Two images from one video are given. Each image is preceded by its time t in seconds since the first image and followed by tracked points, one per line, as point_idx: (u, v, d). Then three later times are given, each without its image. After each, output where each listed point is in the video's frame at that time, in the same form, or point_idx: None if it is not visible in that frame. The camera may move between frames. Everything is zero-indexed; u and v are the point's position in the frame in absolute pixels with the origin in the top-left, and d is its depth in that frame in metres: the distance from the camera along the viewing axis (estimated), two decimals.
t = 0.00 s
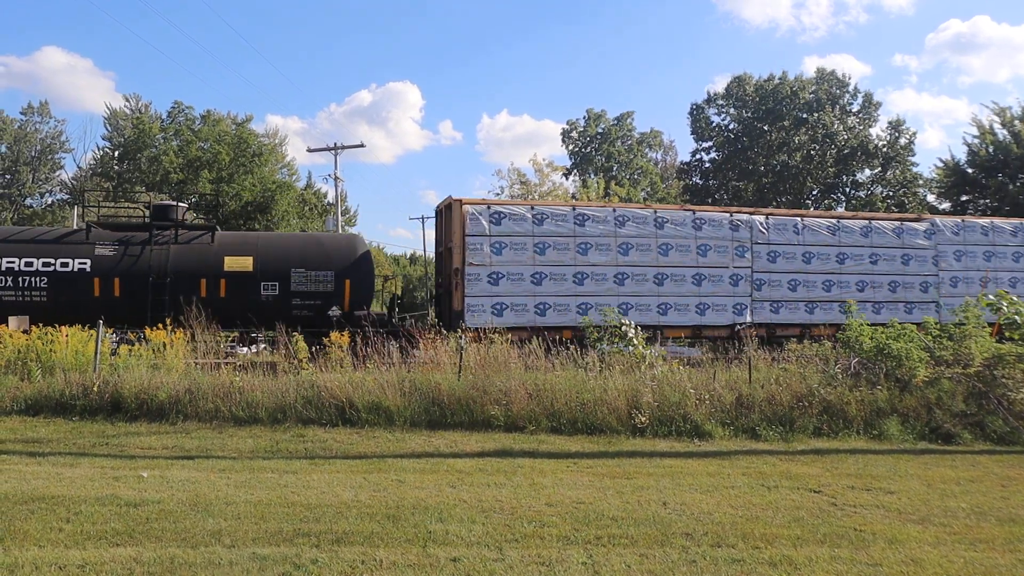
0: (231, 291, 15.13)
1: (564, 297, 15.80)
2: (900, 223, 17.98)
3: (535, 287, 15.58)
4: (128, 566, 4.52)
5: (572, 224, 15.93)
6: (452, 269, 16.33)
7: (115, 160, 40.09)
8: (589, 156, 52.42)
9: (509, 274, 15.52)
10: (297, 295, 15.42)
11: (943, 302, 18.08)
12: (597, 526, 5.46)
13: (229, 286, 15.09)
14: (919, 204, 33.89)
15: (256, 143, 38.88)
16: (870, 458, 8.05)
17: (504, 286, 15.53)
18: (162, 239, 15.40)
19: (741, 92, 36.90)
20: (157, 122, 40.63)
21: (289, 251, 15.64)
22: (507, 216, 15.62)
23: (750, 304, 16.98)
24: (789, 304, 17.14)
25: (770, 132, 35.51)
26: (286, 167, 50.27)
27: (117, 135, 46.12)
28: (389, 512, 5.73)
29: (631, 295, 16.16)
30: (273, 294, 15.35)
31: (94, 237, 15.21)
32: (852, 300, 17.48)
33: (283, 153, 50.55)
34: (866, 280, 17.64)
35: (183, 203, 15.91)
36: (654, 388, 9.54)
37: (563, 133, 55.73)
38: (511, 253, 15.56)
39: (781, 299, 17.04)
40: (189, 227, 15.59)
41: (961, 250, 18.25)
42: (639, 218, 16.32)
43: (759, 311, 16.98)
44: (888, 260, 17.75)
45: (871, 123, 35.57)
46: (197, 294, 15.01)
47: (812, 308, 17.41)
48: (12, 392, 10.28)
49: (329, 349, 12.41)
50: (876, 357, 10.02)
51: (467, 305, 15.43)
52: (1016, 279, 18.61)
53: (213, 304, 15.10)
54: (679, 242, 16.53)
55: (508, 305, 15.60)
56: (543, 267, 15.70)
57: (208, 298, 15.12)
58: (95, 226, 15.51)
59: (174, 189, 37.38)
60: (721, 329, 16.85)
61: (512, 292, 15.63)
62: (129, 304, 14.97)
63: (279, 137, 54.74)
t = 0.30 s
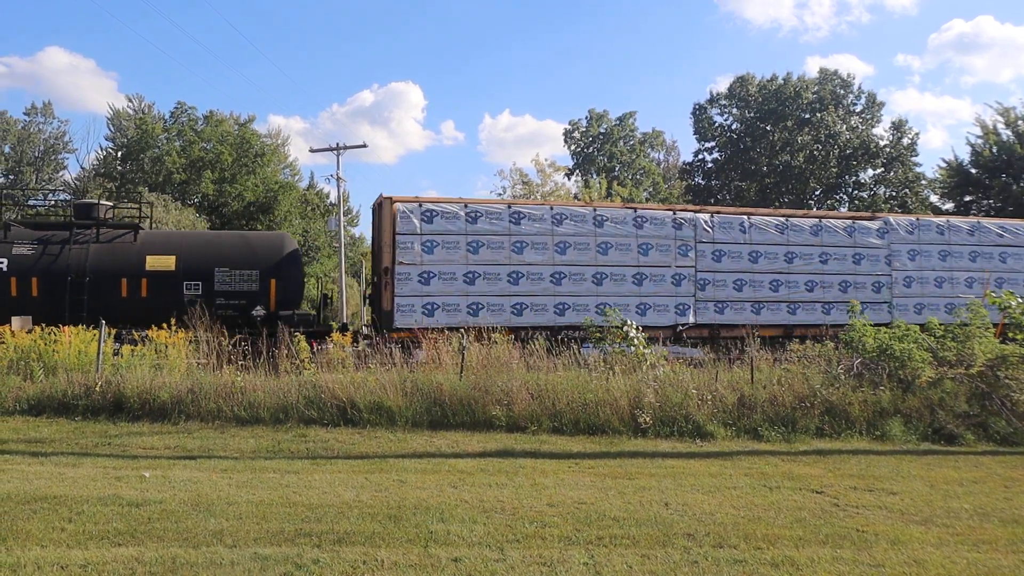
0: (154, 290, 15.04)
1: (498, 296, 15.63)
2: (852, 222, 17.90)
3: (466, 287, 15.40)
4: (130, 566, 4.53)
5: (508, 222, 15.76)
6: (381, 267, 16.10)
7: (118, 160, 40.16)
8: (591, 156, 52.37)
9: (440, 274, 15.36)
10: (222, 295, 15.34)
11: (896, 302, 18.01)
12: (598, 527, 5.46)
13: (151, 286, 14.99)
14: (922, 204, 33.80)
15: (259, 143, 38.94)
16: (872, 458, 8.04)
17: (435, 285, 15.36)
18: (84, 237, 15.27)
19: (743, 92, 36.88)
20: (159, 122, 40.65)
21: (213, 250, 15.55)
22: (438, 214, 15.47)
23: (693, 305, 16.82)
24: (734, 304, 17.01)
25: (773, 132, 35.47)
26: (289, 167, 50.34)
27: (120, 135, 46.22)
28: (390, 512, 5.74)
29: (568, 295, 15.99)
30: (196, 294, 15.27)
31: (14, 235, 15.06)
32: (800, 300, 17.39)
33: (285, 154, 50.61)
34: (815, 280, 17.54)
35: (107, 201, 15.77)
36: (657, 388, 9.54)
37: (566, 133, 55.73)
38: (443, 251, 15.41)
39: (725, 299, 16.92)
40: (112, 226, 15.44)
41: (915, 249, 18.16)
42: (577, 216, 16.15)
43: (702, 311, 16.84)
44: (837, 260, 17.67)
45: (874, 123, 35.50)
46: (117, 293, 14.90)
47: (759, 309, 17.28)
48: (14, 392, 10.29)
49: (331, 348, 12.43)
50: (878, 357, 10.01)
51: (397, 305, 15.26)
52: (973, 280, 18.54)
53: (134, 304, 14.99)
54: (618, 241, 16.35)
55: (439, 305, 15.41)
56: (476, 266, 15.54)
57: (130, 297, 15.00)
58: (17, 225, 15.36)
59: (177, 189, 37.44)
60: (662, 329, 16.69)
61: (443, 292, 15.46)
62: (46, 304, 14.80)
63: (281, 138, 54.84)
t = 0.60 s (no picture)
0: (70, 289, 15.03)
1: (427, 296, 15.53)
2: (800, 220, 17.75)
3: (395, 286, 15.32)
4: (131, 566, 4.52)
5: (438, 220, 15.67)
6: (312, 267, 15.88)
7: (119, 160, 40.17)
8: (592, 156, 52.37)
9: (368, 273, 15.27)
10: (143, 294, 15.35)
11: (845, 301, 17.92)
12: (600, 527, 5.45)
13: (67, 285, 14.98)
14: (923, 203, 33.77)
15: (259, 143, 38.98)
16: (873, 458, 8.04)
17: (363, 284, 15.28)
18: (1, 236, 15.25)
19: (744, 92, 36.92)
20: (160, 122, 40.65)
21: (133, 249, 15.53)
22: (367, 211, 15.37)
23: (631, 304, 16.66)
24: (674, 304, 16.88)
25: (774, 132, 35.50)
26: (290, 167, 50.39)
27: (121, 136, 46.26)
28: (391, 512, 5.74)
29: (501, 294, 15.87)
30: (115, 293, 15.24)
31: None
32: (743, 299, 17.26)
33: (286, 154, 50.66)
34: (760, 279, 17.40)
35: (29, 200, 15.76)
36: (658, 388, 9.54)
37: (566, 133, 55.75)
38: (371, 250, 15.30)
39: (665, 299, 16.75)
40: (31, 226, 15.44)
41: (866, 248, 18.07)
42: (511, 214, 15.99)
43: (641, 311, 16.71)
44: (784, 258, 17.54)
45: (874, 122, 35.48)
46: (34, 292, 14.90)
47: (701, 308, 17.13)
48: (14, 391, 10.29)
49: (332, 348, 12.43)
50: (879, 357, 10.02)
51: (323, 304, 15.17)
52: (925, 279, 18.45)
53: (51, 302, 14.98)
54: (553, 239, 16.19)
55: (367, 305, 15.33)
56: (404, 264, 15.44)
57: (47, 297, 15.00)
58: None
59: (178, 189, 37.46)
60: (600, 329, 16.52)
61: (372, 290, 15.38)
62: None
63: (282, 138, 54.94)
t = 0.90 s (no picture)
0: None
1: (353, 295, 15.28)
2: (746, 218, 17.35)
3: (320, 285, 15.08)
4: (133, 565, 4.53)
5: (367, 217, 15.41)
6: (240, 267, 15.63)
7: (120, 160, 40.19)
8: (593, 156, 52.38)
9: (293, 272, 15.04)
10: (60, 294, 15.25)
11: (792, 301, 17.51)
12: (601, 527, 5.45)
13: None
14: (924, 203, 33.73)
15: (260, 143, 39.00)
16: (874, 458, 8.04)
17: (287, 283, 15.05)
18: None
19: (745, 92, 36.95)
20: (162, 122, 40.65)
21: (54, 248, 15.47)
22: (293, 209, 15.13)
23: (568, 305, 16.29)
24: (612, 304, 16.50)
25: (774, 132, 35.51)
26: (291, 167, 50.42)
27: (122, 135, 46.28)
28: (393, 512, 5.74)
29: (430, 294, 15.58)
30: (32, 292, 15.17)
31: None
32: (685, 299, 16.88)
33: (287, 154, 50.66)
34: (703, 279, 17.03)
35: None
36: (659, 388, 9.53)
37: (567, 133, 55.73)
38: (296, 248, 15.06)
39: (603, 299, 16.38)
40: None
41: (814, 247, 17.63)
42: (442, 211, 15.69)
43: (577, 312, 16.36)
44: (729, 257, 17.17)
45: (875, 122, 35.47)
46: None
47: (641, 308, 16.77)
48: (15, 391, 10.30)
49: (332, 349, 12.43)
50: (880, 357, 10.01)
51: (246, 304, 14.95)
52: (875, 279, 17.93)
53: None
54: (486, 237, 15.87)
55: (292, 304, 15.11)
56: (330, 263, 15.18)
57: None
58: None
59: (179, 189, 37.48)
60: (534, 330, 16.17)
61: (297, 289, 15.15)
62: None
63: (283, 138, 54.98)
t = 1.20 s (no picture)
0: None
1: (279, 294, 15.07)
2: (688, 216, 17.13)
3: (243, 283, 14.86)
4: (134, 564, 4.53)
5: (293, 215, 15.25)
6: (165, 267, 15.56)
7: (122, 160, 40.20)
8: (594, 156, 52.41)
9: (216, 270, 14.82)
10: None
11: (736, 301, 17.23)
12: (603, 527, 5.46)
13: None
14: (926, 203, 33.67)
15: (262, 143, 39.03)
16: (877, 458, 8.04)
17: (210, 282, 14.81)
18: None
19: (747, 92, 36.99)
20: (164, 121, 40.69)
21: None
22: (217, 206, 14.94)
23: (502, 304, 16.06)
24: (548, 304, 16.21)
25: (776, 133, 35.51)
26: (292, 168, 50.49)
27: (124, 135, 46.33)
28: (395, 511, 5.74)
29: (358, 292, 15.38)
30: None
31: None
32: (624, 299, 16.59)
33: (289, 154, 50.71)
34: (643, 279, 16.75)
35: None
36: (661, 388, 9.53)
37: (569, 134, 55.70)
38: (220, 246, 14.87)
39: (538, 298, 16.10)
40: None
41: (759, 246, 17.40)
42: (371, 209, 15.53)
43: (511, 311, 16.08)
44: (670, 256, 16.93)
45: (877, 122, 35.44)
46: None
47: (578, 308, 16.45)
48: (17, 390, 10.31)
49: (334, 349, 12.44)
50: (883, 357, 10.03)
51: (168, 303, 14.70)
52: (824, 278, 17.76)
53: None
54: (417, 235, 15.69)
55: (215, 303, 14.86)
56: (254, 261, 14.99)
57: None
58: None
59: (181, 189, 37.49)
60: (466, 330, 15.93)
61: (220, 288, 14.90)
62: None
63: (285, 138, 55.02)
